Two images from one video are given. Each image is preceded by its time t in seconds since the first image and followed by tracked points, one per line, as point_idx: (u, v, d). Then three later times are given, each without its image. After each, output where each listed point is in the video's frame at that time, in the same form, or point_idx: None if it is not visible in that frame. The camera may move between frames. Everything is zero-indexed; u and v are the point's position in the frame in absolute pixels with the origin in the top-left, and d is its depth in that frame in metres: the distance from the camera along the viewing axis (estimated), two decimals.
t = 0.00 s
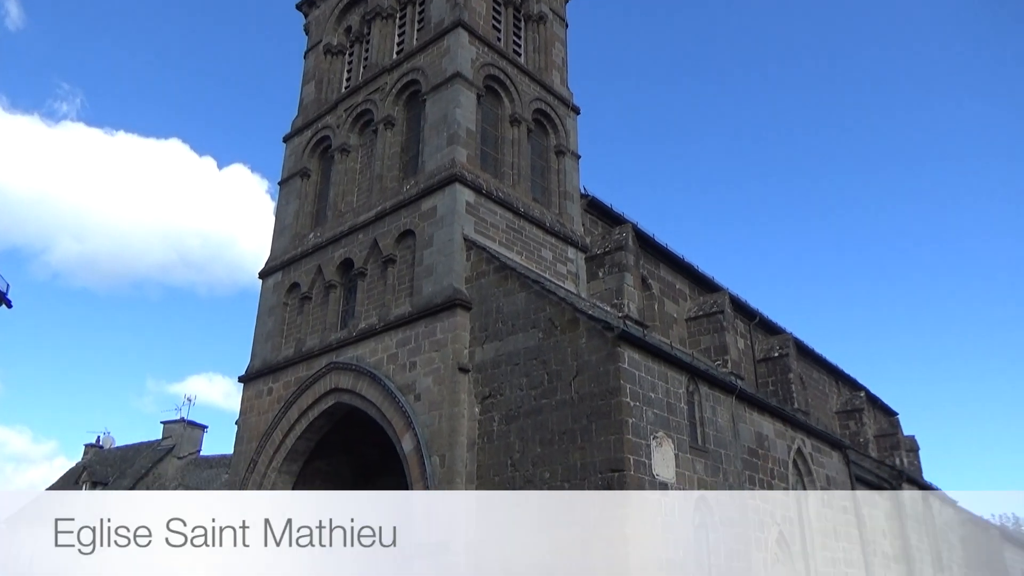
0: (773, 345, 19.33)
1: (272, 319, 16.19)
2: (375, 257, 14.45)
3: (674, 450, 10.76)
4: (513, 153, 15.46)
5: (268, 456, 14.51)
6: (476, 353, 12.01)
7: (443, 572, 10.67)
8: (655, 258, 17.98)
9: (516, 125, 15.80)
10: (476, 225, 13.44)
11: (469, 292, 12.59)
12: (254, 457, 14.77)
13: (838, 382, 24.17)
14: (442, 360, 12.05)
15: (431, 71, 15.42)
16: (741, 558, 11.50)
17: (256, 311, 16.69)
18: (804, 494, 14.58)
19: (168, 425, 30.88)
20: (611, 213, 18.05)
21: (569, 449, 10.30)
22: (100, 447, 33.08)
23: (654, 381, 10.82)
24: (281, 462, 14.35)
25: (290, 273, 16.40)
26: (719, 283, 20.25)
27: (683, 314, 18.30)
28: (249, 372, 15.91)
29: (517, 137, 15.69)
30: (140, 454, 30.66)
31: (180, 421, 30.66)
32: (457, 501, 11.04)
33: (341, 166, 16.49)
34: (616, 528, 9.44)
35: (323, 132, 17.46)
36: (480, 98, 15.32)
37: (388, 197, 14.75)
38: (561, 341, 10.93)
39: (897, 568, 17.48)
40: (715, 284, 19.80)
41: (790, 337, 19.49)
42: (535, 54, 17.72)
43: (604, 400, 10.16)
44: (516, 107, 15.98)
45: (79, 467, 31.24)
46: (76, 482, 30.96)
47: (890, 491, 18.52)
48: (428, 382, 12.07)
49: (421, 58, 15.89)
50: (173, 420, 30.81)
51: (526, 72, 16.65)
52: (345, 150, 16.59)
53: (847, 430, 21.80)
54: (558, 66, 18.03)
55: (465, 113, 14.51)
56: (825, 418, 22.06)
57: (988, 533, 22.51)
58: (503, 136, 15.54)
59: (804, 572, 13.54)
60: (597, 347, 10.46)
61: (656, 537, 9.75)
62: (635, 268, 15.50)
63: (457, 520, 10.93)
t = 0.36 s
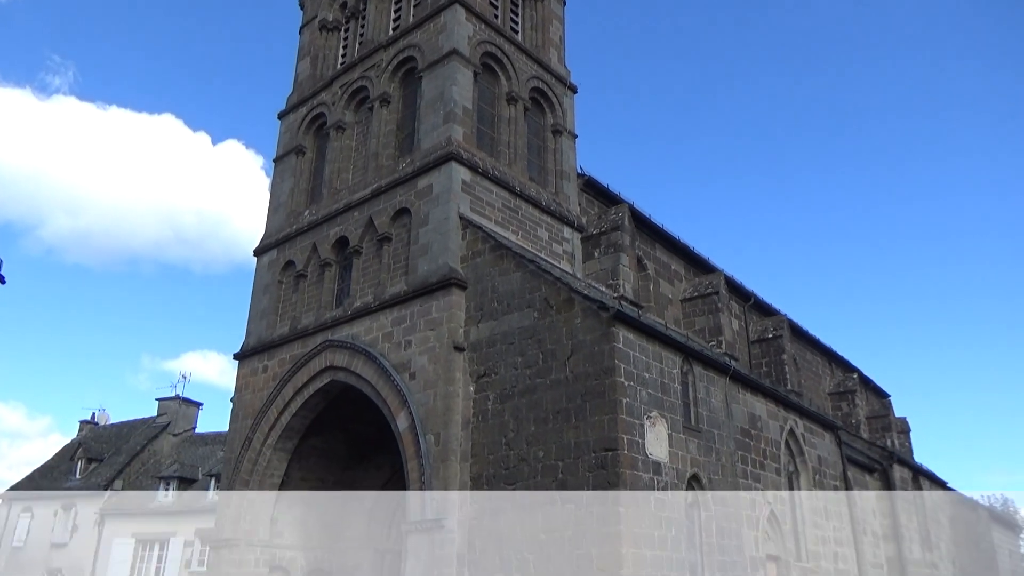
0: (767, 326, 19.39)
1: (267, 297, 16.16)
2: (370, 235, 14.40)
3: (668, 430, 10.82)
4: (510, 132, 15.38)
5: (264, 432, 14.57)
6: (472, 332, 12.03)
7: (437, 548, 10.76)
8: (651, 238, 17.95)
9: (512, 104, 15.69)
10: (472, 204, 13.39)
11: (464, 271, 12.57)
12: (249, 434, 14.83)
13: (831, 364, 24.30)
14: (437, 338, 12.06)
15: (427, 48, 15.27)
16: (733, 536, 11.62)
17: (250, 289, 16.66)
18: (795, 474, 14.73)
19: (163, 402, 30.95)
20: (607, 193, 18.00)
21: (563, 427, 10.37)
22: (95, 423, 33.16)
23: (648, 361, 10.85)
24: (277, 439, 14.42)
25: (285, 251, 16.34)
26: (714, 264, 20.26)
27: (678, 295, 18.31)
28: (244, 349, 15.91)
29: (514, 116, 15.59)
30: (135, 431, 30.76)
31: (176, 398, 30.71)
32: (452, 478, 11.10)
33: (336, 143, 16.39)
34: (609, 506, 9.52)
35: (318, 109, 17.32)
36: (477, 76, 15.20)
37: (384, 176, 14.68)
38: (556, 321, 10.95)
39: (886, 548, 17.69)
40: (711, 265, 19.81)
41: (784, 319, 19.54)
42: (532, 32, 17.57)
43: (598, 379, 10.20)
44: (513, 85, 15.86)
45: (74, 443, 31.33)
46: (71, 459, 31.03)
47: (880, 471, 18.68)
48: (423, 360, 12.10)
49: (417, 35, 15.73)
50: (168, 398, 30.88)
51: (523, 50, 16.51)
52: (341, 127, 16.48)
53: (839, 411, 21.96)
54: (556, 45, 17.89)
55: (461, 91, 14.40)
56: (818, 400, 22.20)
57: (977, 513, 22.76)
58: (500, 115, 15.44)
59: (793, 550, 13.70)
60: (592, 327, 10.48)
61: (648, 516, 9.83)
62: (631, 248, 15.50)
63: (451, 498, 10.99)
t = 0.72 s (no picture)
0: (761, 307, 19.44)
1: (261, 275, 16.13)
2: (366, 213, 14.35)
3: (662, 410, 10.88)
4: (506, 111, 15.28)
5: (259, 410, 14.60)
6: (467, 311, 12.03)
7: (431, 525, 10.83)
8: (647, 219, 17.91)
9: (509, 82, 15.58)
10: (468, 183, 13.33)
11: (460, 251, 12.54)
12: (244, 412, 14.87)
13: (825, 345, 24.41)
14: (432, 318, 12.06)
15: (423, 25, 15.11)
16: (724, 514, 11.72)
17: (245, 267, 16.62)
18: (787, 454, 14.85)
19: (158, 379, 30.98)
20: (604, 173, 17.93)
21: (557, 406, 10.42)
22: (90, 400, 33.22)
23: (643, 341, 10.88)
24: (272, 416, 14.45)
25: (280, 229, 16.28)
26: (710, 245, 20.26)
27: (673, 276, 18.32)
28: (238, 327, 15.90)
29: (510, 94, 15.48)
30: (130, 408, 30.81)
31: (172, 375, 30.74)
32: (446, 456, 11.15)
33: (331, 121, 16.28)
34: (602, 484, 9.58)
35: (313, 86, 17.18)
36: (473, 53, 15.07)
37: (379, 154, 14.60)
38: (551, 301, 10.96)
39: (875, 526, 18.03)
40: (707, 246, 19.82)
41: (779, 300, 19.58)
42: (529, 9, 17.41)
43: (593, 359, 10.23)
44: (509, 63, 15.73)
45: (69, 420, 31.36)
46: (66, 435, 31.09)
47: (871, 451, 18.82)
48: (418, 340, 12.11)
49: (413, 11, 15.56)
50: (163, 375, 30.91)
51: (520, 27, 16.36)
52: (336, 104, 16.36)
53: (832, 392, 22.09)
54: (553, 22, 17.72)
55: (457, 69, 14.28)
56: (811, 380, 22.33)
57: (966, 493, 22.99)
58: (496, 93, 15.34)
59: (784, 529, 13.84)
60: (587, 307, 10.49)
61: (641, 494, 9.90)
62: (627, 229, 15.49)
63: (446, 475, 11.05)
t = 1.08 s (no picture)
0: (756, 290, 19.47)
1: (256, 255, 16.07)
2: (360, 193, 14.29)
3: (656, 391, 10.94)
4: (502, 91, 15.18)
5: (253, 389, 14.62)
6: (462, 292, 12.03)
7: (425, 504, 10.89)
8: (643, 200, 17.88)
9: (505, 62, 15.46)
10: (463, 163, 13.27)
11: (455, 231, 12.51)
12: (239, 391, 14.88)
13: (819, 327, 24.50)
14: (427, 298, 12.05)
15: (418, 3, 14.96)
16: (717, 495, 11.81)
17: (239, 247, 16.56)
18: (779, 435, 14.95)
19: (153, 359, 30.96)
20: (600, 154, 17.87)
21: (551, 386, 10.46)
22: (85, 379, 33.20)
23: (637, 323, 10.90)
24: (266, 396, 14.47)
25: (274, 208, 16.20)
26: (705, 227, 20.25)
27: (668, 258, 18.33)
28: (233, 307, 15.87)
29: (506, 74, 15.38)
30: (125, 387, 30.80)
31: (166, 354, 30.71)
32: (441, 436, 11.19)
33: (326, 100, 16.15)
34: (596, 465, 9.64)
35: (307, 65, 17.02)
36: (469, 32, 14.93)
37: (374, 134, 14.51)
38: (546, 282, 10.97)
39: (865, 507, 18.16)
40: (702, 228, 19.81)
41: (773, 282, 19.62)
42: None
43: (587, 340, 10.26)
44: (505, 43, 15.61)
45: (64, 398, 31.35)
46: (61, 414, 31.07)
47: (863, 433, 18.96)
48: (413, 321, 12.11)
49: None
50: (158, 354, 30.87)
51: (516, 6, 16.21)
52: (330, 84, 16.22)
53: (825, 373, 22.21)
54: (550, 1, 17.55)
55: (453, 48, 14.16)
56: (804, 363, 22.43)
57: (956, 474, 23.22)
58: (492, 73, 15.23)
59: (775, 510, 13.96)
60: (582, 288, 10.50)
61: (634, 474, 9.97)
62: (622, 210, 15.46)
63: (441, 455, 11.10)
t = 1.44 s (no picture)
0: (748, 274, 19.51)
1: (247, 235, 16.01)
2: (353, 174, 14.22)
3: (647, 373, 10.98)
4: (496, 71, 15.08)
5: (245, 370, 14.61)
6: (454, 274, 12.02)
7: (417, 485, 10.95)
8: (637, 183, 17.84)
9: (499, 42, 15.34)
10: (456, 145, 13.20)
11: (448, 213, 12.47)
12: (231, 372, 14.88)
13: (810, 311, 24.59)
14: (420, 279, 12.04)
15: None
16: (706, 476, 11.91)
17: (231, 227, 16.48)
18: (769, 418, 15.05)
19: (144, 339, 30.88)
20: (594, 136, 17.80)
21: (543, 368, 10.50)
22: (75, 359, 33.10)
23: (629, 306, 10.91)
24: (258, 376, 14.47)
25: (266, 188, 16.10)
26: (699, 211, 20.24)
27: (661, 241, 18.33)
28: (224, 287, 15.82)
29: (500, 55, 15.26)
30: (116, 367, 30.74)
31: (157, 335, 30.63)
32: (433, 417, 11.23)
33: (318, 80, 16.02)
34: (587, 446, 9.70)
35: (299, 44, 16.85)
36: (462, 12, 14.79)
37: (367, 113, 14.41)
38: (539, 264, 10.97)
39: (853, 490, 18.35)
40: (695, 211, 19.80)
41: (765, 266, 19.65)
42: None
43: (579, 322, 10.28)
44: (500, 23, 15.47)
45: (55, 378, 31.27)
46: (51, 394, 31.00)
47: (852, 416, 19.11)
48: (405, 302, 12.10)
49: None
50: (149, 334, 30.79)
51: None
52: (323, 63, 16.07)
53: (815, 357, 22.34)
54: None
55: (447, 28, 14.03)
56: (795, 346, 22.55)
57: (943, 457, 23.44)
58: (486, 53, 15.11)
59: (764, 491, 14.08)
60: (575, 270, 10.51)
61: (624, 455, 10.03)
62: (616, 193, 15.43)
63: (433, 436, 11.15)
